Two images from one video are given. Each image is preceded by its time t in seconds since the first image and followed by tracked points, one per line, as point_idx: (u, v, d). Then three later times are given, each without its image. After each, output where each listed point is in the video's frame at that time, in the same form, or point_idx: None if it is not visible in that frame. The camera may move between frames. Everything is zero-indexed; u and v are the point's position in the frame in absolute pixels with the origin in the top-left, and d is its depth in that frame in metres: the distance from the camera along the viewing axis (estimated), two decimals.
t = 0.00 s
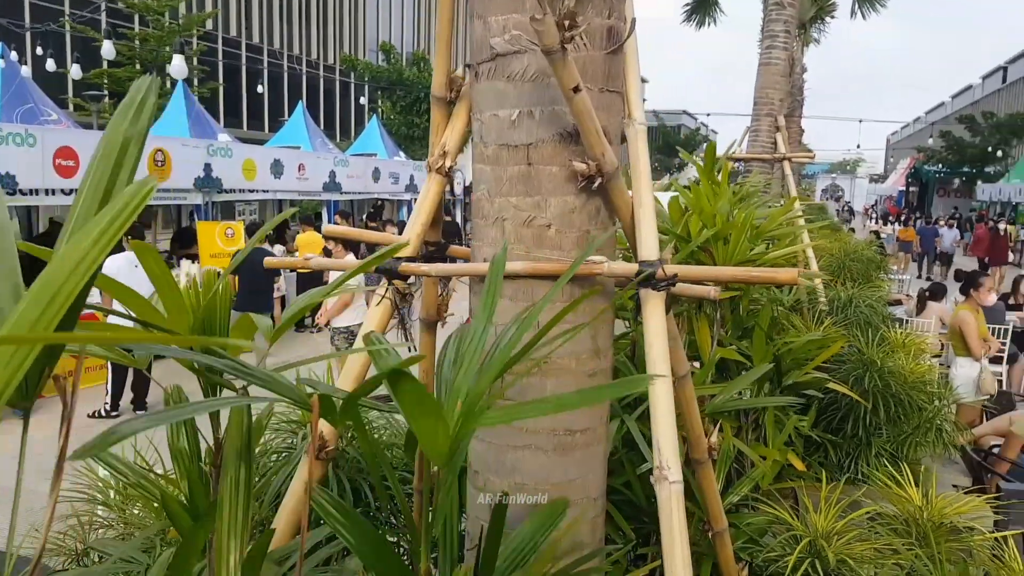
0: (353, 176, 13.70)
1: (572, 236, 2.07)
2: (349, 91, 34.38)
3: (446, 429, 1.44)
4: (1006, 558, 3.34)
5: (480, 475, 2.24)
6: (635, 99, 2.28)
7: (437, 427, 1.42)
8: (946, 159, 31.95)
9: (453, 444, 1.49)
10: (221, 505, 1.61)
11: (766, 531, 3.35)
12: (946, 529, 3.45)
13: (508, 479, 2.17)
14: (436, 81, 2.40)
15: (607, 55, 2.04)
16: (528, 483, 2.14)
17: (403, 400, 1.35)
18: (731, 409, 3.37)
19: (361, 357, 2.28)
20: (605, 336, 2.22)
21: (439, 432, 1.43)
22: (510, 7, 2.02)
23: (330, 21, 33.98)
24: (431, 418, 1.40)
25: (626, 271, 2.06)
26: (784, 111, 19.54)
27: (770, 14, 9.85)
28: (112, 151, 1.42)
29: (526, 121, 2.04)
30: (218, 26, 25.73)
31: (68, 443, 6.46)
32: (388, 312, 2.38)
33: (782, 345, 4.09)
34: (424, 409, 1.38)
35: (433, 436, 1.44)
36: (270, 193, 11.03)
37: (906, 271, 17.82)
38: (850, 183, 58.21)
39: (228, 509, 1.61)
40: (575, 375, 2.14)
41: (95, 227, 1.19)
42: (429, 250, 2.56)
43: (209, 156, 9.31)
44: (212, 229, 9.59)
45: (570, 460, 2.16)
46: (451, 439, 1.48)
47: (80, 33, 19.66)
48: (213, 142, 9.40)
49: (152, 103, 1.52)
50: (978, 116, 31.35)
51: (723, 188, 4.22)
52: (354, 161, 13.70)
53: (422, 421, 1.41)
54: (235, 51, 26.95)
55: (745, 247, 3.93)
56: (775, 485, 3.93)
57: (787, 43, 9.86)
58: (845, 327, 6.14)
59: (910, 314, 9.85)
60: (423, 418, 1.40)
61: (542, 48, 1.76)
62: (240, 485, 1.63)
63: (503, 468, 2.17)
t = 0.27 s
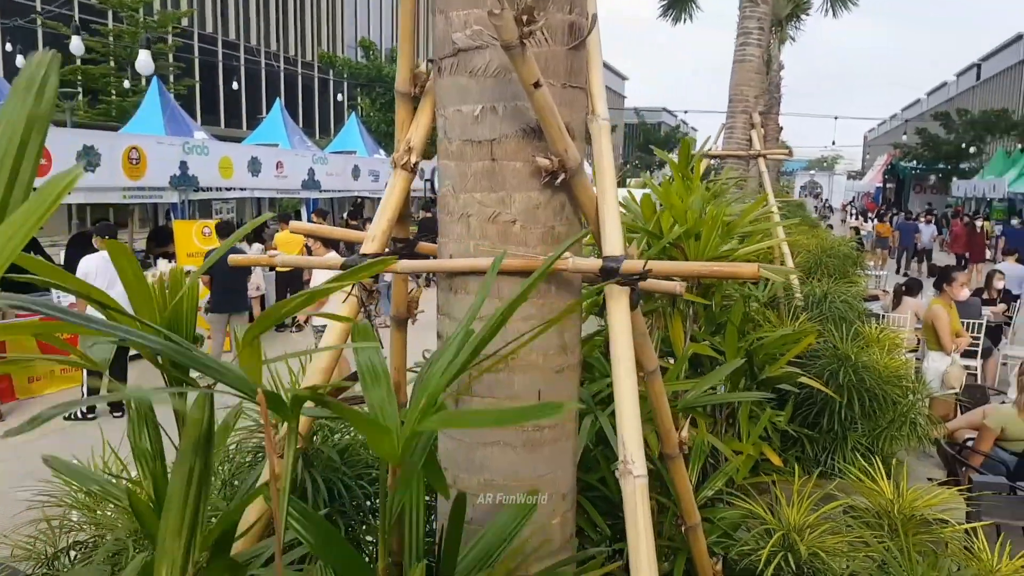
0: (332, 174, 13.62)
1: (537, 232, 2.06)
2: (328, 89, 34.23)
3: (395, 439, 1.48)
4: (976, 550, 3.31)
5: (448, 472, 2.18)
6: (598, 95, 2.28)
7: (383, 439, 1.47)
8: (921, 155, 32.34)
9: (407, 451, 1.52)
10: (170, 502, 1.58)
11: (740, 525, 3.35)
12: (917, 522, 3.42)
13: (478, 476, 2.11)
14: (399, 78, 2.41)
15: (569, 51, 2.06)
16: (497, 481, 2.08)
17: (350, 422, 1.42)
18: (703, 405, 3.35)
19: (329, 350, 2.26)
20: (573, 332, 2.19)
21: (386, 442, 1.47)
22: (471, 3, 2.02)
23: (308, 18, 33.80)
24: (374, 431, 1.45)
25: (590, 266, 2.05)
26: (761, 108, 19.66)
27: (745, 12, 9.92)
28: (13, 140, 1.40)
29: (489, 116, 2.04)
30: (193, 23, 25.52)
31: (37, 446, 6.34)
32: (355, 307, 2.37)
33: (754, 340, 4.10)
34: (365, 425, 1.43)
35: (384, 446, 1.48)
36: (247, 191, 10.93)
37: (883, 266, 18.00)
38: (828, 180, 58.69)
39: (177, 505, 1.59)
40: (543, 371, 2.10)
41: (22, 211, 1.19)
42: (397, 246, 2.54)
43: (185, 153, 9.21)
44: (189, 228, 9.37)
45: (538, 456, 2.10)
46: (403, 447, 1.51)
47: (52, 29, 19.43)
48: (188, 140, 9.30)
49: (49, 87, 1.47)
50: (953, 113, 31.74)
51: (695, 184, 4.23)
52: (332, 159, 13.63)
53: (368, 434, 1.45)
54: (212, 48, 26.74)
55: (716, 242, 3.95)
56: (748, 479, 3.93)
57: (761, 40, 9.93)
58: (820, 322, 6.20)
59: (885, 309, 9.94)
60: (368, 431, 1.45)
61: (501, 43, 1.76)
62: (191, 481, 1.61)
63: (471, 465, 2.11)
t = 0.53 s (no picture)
0: (310, 172, 13.51)
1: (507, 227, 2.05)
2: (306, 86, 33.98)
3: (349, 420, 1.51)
4: (946, 541, 3.33)
5: (421, 470, 2.16)
6: (567, 92, 2.28)
7: (340, 421, 1.50)
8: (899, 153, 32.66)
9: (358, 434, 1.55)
10: (136, 511, 1.58)
11: (714, 521, 3.36)
12: (888, 515, 3.45)
13: (450, 473, 2.09)
14: (368, 73, 2.39)
15: (537, 45, 2.06)
16: (468, 477, 2.07)
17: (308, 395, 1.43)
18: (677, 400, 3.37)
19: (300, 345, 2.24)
20: (545, 328, 2.17)
21: (344, 425, 1.50)
22: None
23: (285, 15, 33.55)
24: (335, 411, 1.47)
25: (559, 260, 2.04)
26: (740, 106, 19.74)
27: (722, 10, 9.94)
28: None
29: (457, 110, 2.02)
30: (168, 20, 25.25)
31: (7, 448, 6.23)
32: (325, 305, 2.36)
33: (728, 337, 4.12)
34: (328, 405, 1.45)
35: (339, 431, 1.52)
36: (224, 189, 10.81)
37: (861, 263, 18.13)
38: (807, 177, 59.08)
39: (142, 514, 1.58)
40: (514, 367, 2.08)
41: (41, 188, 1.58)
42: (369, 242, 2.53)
43: (160, 152, 9.11)
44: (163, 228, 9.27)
45: (510, 452, 2.09)
46: (356, 430, 1.54)
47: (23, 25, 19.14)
48: (163, 138, 9.18)
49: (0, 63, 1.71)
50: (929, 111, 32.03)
51: (671, 181, 4.23)
52: (310, 157, 13.52)
53: (328, 419, 1.49)
54: (188, 44, 26.46)
55: (690, 239, 3.96)
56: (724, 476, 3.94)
57: (737, 37, 9.97)
58: (796, 318, 6.24)
59: (862, 305, 10.02)
60: (328, 414, 1.48)
61: (467, 36, 1.76)
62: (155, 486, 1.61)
63: (444, 462, 2.10)
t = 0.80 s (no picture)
0: (286, 171, 13.44)
1: (483, 225, 2.06)
2: (284, 84, 33.78)
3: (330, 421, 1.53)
4: (920, 536, 3.37)
5: (397, 468, 2.16)
6: (543, 90, 2.29)
7: (320, 422, 1.51)
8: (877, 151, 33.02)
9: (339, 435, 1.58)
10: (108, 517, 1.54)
11: (690, 516, 3.39)
12: (863, 510, 3.49)
13: (425, 471, 2.10)
14: (343, 70, 2.40)
15: (513, 44, 2.07)
16: (442, 475, 2.08)
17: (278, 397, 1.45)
18: (653, 398, 3.39)
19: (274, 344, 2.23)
20: (520, 326, 2.18)
21: (324, 426, 1.53)
22: None
23: (263, 12, 33.31)
24: (311, 412, 1.49)
25: (535, 258, 2.05)
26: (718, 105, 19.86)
27: (700, 10, 9.98)
28: None
29: (433, 109, 2.02)
30: (143, 17, 24.99)
31: None
32: (299, 303, 2.33)
33: (704, 334, 4.15)
34: (305, 404, 1.47)
35: (318, 432, 1.54)
36: (199, 188, 10.71)
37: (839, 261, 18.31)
38: (786, 177, 59.54)
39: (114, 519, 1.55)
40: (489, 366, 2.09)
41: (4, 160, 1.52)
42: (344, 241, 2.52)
43: (134, 150, 9.00)
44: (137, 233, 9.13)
45: (485, 450, 2.09)
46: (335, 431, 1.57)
47: None
48: (137, 135, 9.08)
49: None
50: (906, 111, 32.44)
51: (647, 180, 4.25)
52: (287, 155, 13.43)
53: (304, 419, 1.50)
54: (164, 42, 26.20)
55: (666, 236, 3.99)
56: (700, 472, 3.98)
57: (716, 36, 10.01)
58: (773, 315, 6.29)
59: (839, 302, 10.12)
60: (303, 414, 1.49)
61: (442, 35, 1.76)
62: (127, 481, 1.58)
63: (420, 460, 2.10)
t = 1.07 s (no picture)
0: (261, 170, 13.34)
1: (462, 223, 2.06)
2: (260, 83, 33.48)
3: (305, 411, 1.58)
4: (897, 533, 3.40)
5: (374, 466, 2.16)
6: (523, 88, 2.30)
7: (293, 409, 1.56)
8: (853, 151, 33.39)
9: (313, 426, 1.62)
10: (82, 495, 1.53)
11: (666, 514, 3.40)
12: (839, 507, 3.52)
13: (403, 470, 2.10)
14: (322, 67, 2.39)
15: (493, 42, 2.07)
16: (421, 472, 2.07)
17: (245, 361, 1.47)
18: (631, 396, 3.40)
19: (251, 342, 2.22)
20: (499, 324, 2.18)
21: (298, 415, 1.57)
22: None
23: (238, 10, 32.99)
24: (287, 396, 1.53)
25: (514, 256, 2.05)
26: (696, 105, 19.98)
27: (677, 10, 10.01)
28: None
29: (413, 106, 2.02)
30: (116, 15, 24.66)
31: None
32: (276, 303, 2.33)
33: (681, 333, 4.18)
34: (278, 387, 1.52)
35: (291, 420, 1.57)
36: (173, 188, 10.61)
37: (817, 260, 18.49)
38: (763, 177, 60.02)
39: (88, 498, 1.53)
40: (467, 363, 2.09)
41: None
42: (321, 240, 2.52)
43: (106, 149, 8.89)
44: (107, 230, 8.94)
45: (463, 447, 2.10)
46: (310, 422, 1.61)
47: None
48: (110, 134, 8.97)
49: None
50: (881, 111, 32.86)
51: (625, 180, 4.27)
52: (261, 155, 13.34)
53: (278, 405, 1.54)
54: (137, 40, 25.88)
55: (644, 235, 4.02)
56: (677, 469, 4.00)
57: (694, 37, 10.06)
58: (749, 314, 6.35)
59: (816, 301, 10.23)
60: (278, 399, 1.53)
61: (423, 32, 1.76)
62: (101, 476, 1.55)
63: (397, 458, 2.10)
